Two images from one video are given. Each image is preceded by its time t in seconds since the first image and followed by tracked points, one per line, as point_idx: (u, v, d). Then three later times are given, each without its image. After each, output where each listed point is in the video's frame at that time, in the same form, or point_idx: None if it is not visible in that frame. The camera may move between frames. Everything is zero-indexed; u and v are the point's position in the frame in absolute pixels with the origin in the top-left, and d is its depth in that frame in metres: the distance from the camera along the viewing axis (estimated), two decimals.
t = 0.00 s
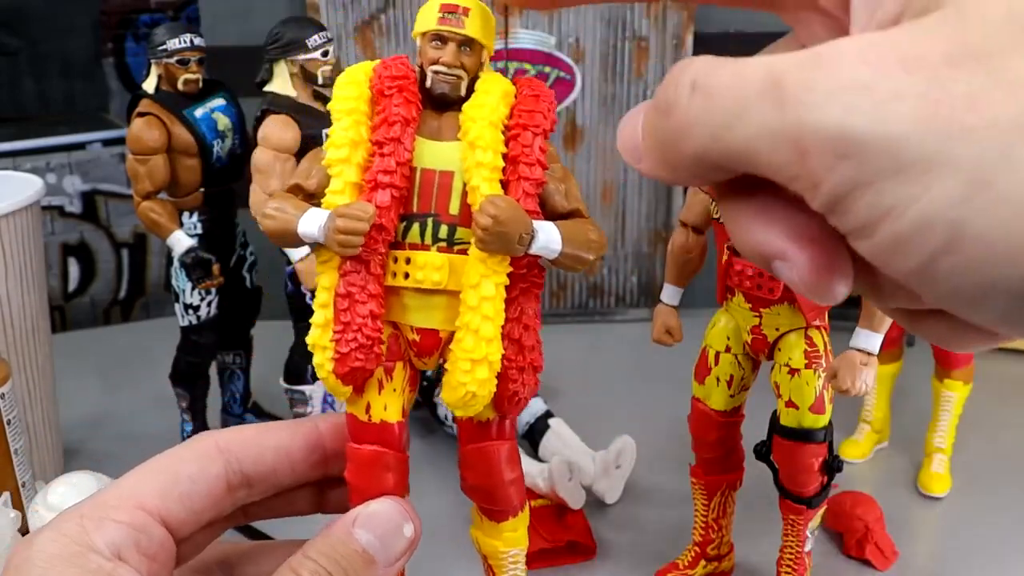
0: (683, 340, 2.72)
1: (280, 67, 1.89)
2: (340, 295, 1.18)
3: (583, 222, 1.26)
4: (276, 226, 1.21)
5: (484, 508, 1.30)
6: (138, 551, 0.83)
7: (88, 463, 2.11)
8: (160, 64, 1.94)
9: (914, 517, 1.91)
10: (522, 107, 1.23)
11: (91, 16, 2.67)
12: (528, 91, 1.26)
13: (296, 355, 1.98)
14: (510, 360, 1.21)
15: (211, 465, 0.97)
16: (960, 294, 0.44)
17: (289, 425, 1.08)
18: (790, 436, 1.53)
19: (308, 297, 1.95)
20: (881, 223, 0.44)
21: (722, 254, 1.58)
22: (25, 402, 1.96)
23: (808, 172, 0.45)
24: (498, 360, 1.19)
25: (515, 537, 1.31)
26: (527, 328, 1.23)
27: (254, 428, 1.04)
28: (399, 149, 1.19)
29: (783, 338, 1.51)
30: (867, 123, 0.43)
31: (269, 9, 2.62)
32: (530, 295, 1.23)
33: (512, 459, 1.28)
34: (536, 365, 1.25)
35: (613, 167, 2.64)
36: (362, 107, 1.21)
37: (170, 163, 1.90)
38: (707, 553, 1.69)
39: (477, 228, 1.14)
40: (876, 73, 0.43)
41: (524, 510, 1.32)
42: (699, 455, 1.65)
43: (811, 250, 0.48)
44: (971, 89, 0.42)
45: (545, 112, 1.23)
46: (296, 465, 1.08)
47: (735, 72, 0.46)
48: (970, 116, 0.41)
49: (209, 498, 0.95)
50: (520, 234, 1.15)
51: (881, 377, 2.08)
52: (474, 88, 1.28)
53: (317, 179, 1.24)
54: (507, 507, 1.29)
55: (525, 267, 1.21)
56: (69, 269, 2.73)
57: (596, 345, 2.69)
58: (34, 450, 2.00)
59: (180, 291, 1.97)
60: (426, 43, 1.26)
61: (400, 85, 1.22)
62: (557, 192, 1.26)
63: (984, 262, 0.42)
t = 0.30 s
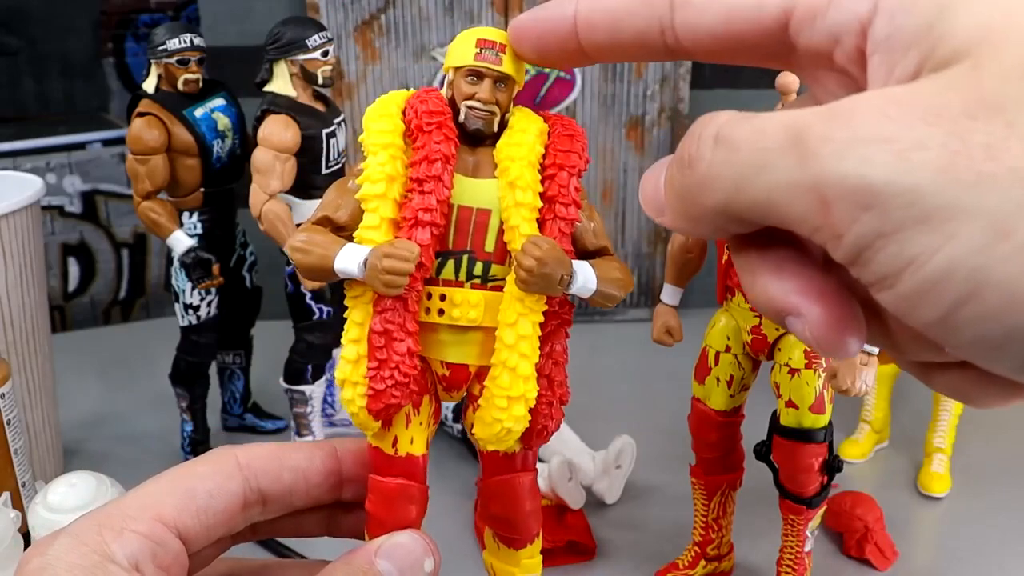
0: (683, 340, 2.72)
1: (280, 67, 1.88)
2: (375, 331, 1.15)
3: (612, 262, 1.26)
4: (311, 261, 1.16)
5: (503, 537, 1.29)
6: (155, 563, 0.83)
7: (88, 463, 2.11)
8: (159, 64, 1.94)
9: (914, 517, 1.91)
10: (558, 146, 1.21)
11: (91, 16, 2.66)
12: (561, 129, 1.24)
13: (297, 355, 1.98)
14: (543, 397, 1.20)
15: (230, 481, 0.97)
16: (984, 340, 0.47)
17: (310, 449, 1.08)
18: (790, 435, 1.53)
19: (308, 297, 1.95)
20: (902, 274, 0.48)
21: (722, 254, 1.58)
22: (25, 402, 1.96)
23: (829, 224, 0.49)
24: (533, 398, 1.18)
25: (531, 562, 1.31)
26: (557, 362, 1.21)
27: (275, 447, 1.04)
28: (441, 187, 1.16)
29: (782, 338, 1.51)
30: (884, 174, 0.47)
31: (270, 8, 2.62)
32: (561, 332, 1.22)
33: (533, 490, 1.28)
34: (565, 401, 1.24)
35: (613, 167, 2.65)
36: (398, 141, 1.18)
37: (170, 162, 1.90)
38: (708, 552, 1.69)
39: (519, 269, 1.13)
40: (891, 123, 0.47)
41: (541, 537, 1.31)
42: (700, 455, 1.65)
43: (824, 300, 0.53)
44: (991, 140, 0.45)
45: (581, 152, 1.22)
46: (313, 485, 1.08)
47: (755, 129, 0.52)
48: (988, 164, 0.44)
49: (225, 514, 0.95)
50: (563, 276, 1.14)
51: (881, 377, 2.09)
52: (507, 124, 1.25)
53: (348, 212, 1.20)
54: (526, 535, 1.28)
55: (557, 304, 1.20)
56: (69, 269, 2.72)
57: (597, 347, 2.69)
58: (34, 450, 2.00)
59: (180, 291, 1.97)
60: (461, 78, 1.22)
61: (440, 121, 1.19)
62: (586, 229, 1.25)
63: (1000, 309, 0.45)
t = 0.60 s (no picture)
0: (683, 340, 2.72)
1: (280, 67, 1.88)
2: (372, 343, 1.15)
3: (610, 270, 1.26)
4: (306, 271, 1.16)
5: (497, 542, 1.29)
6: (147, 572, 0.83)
7: (88, 462, 2.11)
8: (160, 64, 1.94)
9: (914, 517, 1.91)
10: (557, 155, 1.21)
11: (91, 16, 2.66)
12: (560, 137, 1.24)
13: (297, 356, 1.98)
14: (540, 408, 1.20)
15: (223, 489, 0.96)
16: (971, 341, 0.47)
17: (303, 454, 1.07)
18: (790, 436, 1.53)
19: (308, 297, 1.95)
20: (888, 274, 0.47)
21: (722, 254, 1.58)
22: (25, 402, 1.96)
23: (816, 224, 0.49)
24: (530, 409, 1.18)
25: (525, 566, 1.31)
26: (554, 373, 1.22)
27: (268, 453, 1.03)
28: (438, 198, 1.16)
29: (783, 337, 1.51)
30: (871, 174, 0.47)
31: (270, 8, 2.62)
32: (558, 344, 1.22)
33: (528, 497, 1.28)
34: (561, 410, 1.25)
35: (613, 167, 2.65)
36: (395, 149, 1.18)
37: (170, 162, 1.90)
38: (709, 553, 1.69)
39: (520, 282, 1.12)
40: (877, 122, 0.47)
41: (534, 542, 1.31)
42: (700, 455, 1.65)
43: (808, 303, 0.53)
44: (976, 139, 0.45)
45: (580, 161, 1.21)
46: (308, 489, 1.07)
47: (742, 128, 0.52)
48: (976, 164, 0.44)
49: (218, 522, 0.95)
50: (562, 288, 1.14)
51: (881, 377, 2.08)
52: (502, 131, 1.25)
53: (342, 220, 1.20)
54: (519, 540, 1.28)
55: (554, 314, 1.20)
56: (69, 269, 2.72)
57: (597, 347, 2.69)
58: (34, 450, 2.00)
59: (180, 291, 1.96)
60: (457, 85, 1.21)
61: (437, 130, 1.18)
62: (583, 238, 1.25)
63: (986, 310, 0.45)
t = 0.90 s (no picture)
0: (683, 340, 2.72)
1: (280, 67, 1.88)
2: (359, 343, 1.14)
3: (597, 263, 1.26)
4: (292, 273, 1.16)
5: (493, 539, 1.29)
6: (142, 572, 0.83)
7: (89, 462, 2.11)
8: (160, 64, 1.94)
9: (914, 517, 1.91)
10: (539, 149, 1.21)
11: (91, 16, 2.66)
12: (542, 132, 1.24)
13: (297, 356, 1.98)
14: (529, 404, 1.20)
15: (216, 490, 0.97)
16: (948, 334, 0.46)
17: (297, 455, 1.09)
18: (790, 436, 1.53)
19: (308, 297, 1.95)
20: (864, 266, 0.47)
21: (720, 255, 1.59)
22: (25, 402, 1.96)
23: (794, 217, 0.49)
24: (519, 405, 1.18)
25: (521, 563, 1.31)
26: (544, 367, 1.21)
27: (259, 453, 1.04)
28: (421, 195, 1.16)
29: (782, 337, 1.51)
30: (847, 167, 0.47)
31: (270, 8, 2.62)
32: (547, 338, 1.22)
33: (522, 493, 1.28)
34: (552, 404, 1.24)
35: (614, 166, 2.65)
36: (376, 148, 1.17)
37: (170, 163, 1.90)
38: (709, 552, 1.69)
39: (504, 277, 1.12)
40: (851, 111, 0.47)
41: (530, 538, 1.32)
42: (700, 455, 1.65)
43: (785, 297, 0.52)
44: (953, 129, 0.44)
45: (562, 155, 1.21)
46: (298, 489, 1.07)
47: (720, 123, 0.52)
48: (952, 155, 0.44)
49: (213, 522, 0.95)
50: (547, 283, 1.13)
51: (881, 377, 2.08)
52: (486, 127, 1.25)
53: (325, 221, 1.19)
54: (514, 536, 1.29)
55: (541, 309, 1.19)
56: (69, 269, 2.72)
57: (597, 347, 2.69)
58: (34, 450, 2.00)
59: (180, 291, 1.96)
60: (438, 82, 1.22)
61: (418, 128, 1.18)
62: (568, 232, 1.25)
63: (961, 302, 0.44)
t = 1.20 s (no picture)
0: (683, 340, 2.72)
1: (280, 67, 1.89)
2: (353, 340, 1.15)
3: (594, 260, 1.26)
4: (286, 267, 1.17)
5: (490, 536, 1.30)
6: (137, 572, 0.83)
7: (88, 462, 2.11)
8: (160, 64, 1.94)
9: (914, 517, 1.91)
10: (539, 145, 1.20)
11: (91, 16, 2.67)
12: (542, 127, 1.23)
13: (296, 355, 1.98)
14: (524, 403, 1.20)
15: (210, 487, 0.96)
16: (997, 372, 0.37)
17: (291, 451, 1.08)
18: (790, 436, 1.53)
19: (308, 297, 1.95)
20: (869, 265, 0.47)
21: (722, 254, 1.58)
22: (25, 402, 1.96)
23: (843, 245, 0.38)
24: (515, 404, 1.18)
25: (516, 559, 1.31)
26: (540, 366, 1.21)
27: (254, 450, 1.04)
28: (417, 191, 1.15)
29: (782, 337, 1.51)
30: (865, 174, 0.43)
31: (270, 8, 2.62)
32: (544, 336, 1.21)
33: (518, 490, 1.28)
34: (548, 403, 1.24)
35: (614, 167, 2.65)
36: (373, 143, 1.17)
37: (170, 162, 1.90)
38: (708, 553, 1.69)
39: (501, 275, 1.11)
40: (933, 103, 0.36)
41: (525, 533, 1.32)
42: (700, 454, 1.65)
43: (833, 293, 0.41)
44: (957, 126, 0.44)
45: (562, 151, 1.20)
46: (292, 487, 1.07)
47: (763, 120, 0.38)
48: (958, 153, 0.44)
49: (206, 520, 0.95)
50: (544, 282, 1.13)
51: (881, 378, 2.08)
52: (485, 121, 1.25)
53: (321, 214, 1.19)
54: (510, 532, 1.29)
55: (539, 307, 1.19)
56: (69, 269, 2.72)
57: (597, 347, 2.69)
58: (34, 450, 2.00)
59: (180, 291, 1.96)
60: (437, 75, 1.22)
61: (416, 123, 1.18)
62: (567, 229, 1.25)
63: None
